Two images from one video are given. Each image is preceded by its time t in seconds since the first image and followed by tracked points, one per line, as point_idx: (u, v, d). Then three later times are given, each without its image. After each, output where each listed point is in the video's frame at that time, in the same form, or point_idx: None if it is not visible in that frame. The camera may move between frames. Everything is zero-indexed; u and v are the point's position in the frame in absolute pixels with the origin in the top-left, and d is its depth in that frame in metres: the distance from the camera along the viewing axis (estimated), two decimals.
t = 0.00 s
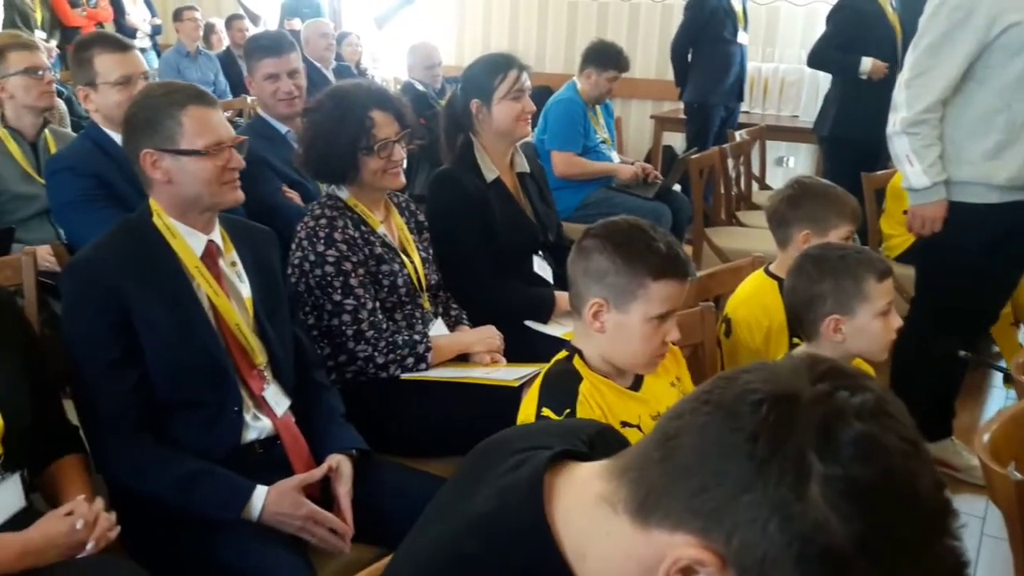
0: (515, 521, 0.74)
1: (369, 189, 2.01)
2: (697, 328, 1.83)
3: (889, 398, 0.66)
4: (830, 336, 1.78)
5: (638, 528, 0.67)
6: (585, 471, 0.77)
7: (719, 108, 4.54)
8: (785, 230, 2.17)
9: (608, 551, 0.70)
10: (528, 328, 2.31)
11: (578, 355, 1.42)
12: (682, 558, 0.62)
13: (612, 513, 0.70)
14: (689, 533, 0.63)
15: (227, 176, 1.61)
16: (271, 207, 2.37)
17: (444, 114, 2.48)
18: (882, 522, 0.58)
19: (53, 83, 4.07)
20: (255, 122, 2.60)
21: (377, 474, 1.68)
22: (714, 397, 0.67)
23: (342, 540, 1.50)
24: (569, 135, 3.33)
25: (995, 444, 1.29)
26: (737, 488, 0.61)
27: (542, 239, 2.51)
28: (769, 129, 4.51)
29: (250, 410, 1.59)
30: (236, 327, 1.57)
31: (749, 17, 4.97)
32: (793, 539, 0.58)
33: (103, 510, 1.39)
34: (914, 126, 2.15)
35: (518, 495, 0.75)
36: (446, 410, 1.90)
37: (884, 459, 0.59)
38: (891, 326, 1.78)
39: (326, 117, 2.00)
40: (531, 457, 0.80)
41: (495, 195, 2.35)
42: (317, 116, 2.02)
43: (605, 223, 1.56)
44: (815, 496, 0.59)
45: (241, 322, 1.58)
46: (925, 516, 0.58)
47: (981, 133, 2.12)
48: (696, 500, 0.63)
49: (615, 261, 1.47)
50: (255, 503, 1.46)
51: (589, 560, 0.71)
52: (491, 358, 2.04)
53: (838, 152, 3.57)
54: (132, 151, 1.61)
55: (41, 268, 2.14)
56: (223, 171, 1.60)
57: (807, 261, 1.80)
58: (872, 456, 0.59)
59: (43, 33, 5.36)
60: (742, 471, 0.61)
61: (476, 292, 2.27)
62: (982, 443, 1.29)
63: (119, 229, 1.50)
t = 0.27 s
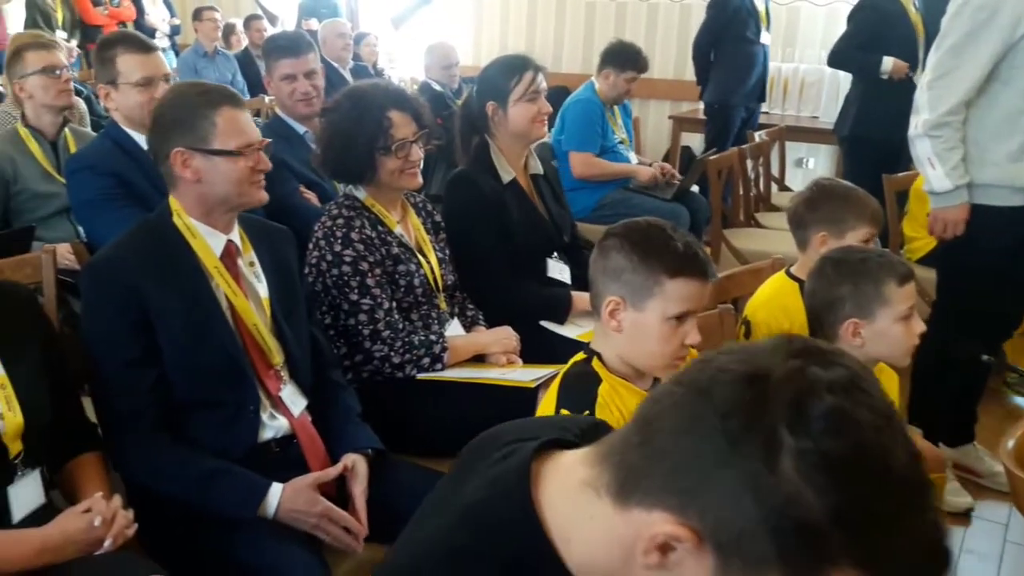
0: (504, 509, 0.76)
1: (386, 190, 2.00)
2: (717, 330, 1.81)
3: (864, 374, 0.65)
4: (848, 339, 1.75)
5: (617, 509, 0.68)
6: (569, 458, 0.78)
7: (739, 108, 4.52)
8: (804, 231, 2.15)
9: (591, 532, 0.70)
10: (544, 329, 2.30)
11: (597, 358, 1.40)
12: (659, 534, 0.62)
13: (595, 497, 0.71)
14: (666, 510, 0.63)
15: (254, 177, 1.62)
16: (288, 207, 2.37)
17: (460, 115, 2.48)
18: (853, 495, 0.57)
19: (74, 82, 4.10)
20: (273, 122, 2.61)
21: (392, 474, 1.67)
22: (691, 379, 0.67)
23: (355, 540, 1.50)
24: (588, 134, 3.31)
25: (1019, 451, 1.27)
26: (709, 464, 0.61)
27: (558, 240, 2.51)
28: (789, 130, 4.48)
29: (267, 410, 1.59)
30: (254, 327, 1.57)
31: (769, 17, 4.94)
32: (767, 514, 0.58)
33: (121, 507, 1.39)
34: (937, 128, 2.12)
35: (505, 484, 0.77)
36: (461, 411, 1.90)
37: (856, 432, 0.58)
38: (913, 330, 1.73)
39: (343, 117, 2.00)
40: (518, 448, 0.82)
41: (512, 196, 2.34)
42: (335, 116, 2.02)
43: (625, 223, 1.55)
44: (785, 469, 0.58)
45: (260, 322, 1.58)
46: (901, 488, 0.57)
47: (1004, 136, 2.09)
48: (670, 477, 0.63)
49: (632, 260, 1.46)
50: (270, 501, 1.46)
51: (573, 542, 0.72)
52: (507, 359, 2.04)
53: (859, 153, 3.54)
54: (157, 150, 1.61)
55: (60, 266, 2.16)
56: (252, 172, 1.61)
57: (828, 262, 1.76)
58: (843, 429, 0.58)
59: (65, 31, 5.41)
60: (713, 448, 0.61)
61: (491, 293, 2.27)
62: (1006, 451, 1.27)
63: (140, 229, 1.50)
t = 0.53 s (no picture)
0: (456, 474, 0.78)
1: (403, 190, 2.00)
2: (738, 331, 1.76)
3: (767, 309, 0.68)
4: (867, 345, 1.63)
5: (554, 460, 0.70)
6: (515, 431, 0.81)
7: (758, 108, 4.49)
8: (823, 233, 2.13)
9: (533, 485, 0.73)
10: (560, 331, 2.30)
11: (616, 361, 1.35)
12: (588, 470, 0.64)
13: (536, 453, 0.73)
14: (595, 449, 0.65)
15: (281, 174, 1.65)
16: (304, 207, 2.37)
17: (478, 115, 2.47)
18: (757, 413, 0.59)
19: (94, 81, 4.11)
20: (290, 122, 2.61)
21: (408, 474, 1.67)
22: (611, 326, 0.70)
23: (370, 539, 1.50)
24: (606, 136, 3.29)
25: None
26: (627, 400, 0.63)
27: (575, 241, 2.50)
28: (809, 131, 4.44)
29: (285, 410, 1.59)
30: (274, 327, 1.57)
31: (790, 18, 4.90)
32: (683, 441, 0.61)
33: (139, 504, 1.40)
34: (959, 129, 2.09)
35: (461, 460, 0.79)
36: (476, 411, 1.89)
37: (759, 356, 0.61)
38: (934, 338, 1.63)
39: (361, 117, 1.99)
40: (467, 430, 0.85)
41: (529, 196, 2.34)
42: (353, 115, 2.01)
43: (641, 224, 1.53)
44: (692, 395, 0.61)
45: (280, 321, 1.58)
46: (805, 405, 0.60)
47: None
48: (595, 421, 0.65)
49: (650, 261, 1.45)
50: (285, 500, 1.45)
51: (518, 499, 0.74)
52: (523, 360, 2.03)
53: (879, 155, 3.51)
54: (177, 151, 1.61)
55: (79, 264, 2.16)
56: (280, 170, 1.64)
57: (851, 267, 1.70)
58: (743, 352, 0.61)
59: (86, 31, 5.43)
60: (630, 387, 0.63)
61: (506, 293, 2.25)
62: None
63: (161, 230, 1.50)
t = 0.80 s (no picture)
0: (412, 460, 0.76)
1: (421, 190, 1.99)
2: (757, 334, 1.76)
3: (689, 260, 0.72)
4: (874, 345, 1.60)
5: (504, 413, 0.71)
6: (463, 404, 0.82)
7: (775, 110, 4.46)
8: (843, 236, 2.11)
9: (483, 444, 0.73)
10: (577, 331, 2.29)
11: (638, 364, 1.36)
12: (535, 412, 0.66)
13: (491, 413, 0.73)
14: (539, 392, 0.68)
15: (299, 172, 1.64)
16: (321, 207, 2.37)
17: (497, 114, 2.47)
18: (682, 338, 0.63)
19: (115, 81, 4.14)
20: (308, 122, 2.61)
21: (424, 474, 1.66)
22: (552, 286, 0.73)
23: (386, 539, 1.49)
24: (624, 138, 3.27)
25: None
26: (565, 342, 0.67)
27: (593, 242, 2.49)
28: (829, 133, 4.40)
29: (301, 408, 1.59)
30: (292, 326, 1.57)
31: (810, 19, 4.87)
32: (613, 372, 0.64)
33: (157, 502, 1.38)
34: (981, 131, 2.07)
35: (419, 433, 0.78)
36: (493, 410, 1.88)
37: (677, 291, 0.65)
38: (944, 347, 1.57)
39: (379, 118, 1.99)
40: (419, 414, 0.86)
41: (547, 197, 2.34)
42: (371, 116, 2.01)
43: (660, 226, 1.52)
44: (621, 329, 0.65)
45: (298, 320, 1.58)
46: (724, 333, 0.64)
47: None
48: (537, 367, 0.68)
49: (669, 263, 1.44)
50: (302, 498, 1.45)
51: (470, 457, 0.74)
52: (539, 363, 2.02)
53: (899, 156, 3.49)
54: (197, 149, 1.61)
55: (98, 263, 2.17)
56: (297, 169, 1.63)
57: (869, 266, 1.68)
58: (664, 287, 0.65)
59: (106, 31, 5.47)
60: (566, 330, 0.67)
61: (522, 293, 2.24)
62: None
63: (182, 228, 1.51)
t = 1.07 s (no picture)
0: (395, 448, 0.78)
1: (438, 190, 1.99)
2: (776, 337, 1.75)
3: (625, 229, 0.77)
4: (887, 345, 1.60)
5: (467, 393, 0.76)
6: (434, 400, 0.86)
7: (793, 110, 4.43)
8: (863, 238, 2.09)
9: (451, 425, 0.76)
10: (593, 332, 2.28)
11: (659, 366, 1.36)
12: (495, 384, 0.70)
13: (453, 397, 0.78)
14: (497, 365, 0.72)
15: (314, 171, 1.63)
16: (338, 206, 2.37)
17: (516, 114, 2.47)
18: (616, 289, 0.68)
19: (135, 81, 4.16)
20: (327, 122, 2.61)
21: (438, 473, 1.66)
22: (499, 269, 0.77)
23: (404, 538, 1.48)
24: (643, 138, 3.26)
25: None
26: (510, 313, 0.72)
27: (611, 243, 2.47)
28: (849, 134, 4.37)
29: (319, 408, 1.59)
30: (310, 326, 1.58)
31: (831, 20, 4.83)
32: (559, 328, 0.69)
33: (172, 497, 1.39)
34: (1003, 133, 2.05)
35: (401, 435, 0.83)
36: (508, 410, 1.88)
37: (608, 247, 0.70)
38: (954, 352, 1.55)
39: (397, 118, 1.99)
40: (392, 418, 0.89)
41: (564, 197, 2.33)
42: (390, 116, 2.01)
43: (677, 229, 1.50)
44: (561, 288, 0.70)
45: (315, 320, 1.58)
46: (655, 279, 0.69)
47: None
48: (490, 342, 0.72)
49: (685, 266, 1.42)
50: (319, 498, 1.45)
51: (440, 438, 0.77)
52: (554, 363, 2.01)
53: (920, 157, 3.45)
54: (216, 149, 1.62)
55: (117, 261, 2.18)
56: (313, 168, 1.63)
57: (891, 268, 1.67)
58: (597, 246, 0.70)
59: (126, 31, 5.49)
60: (510, 299, 0.72)
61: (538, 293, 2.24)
62: None
63: (201, 228, 1.51)
